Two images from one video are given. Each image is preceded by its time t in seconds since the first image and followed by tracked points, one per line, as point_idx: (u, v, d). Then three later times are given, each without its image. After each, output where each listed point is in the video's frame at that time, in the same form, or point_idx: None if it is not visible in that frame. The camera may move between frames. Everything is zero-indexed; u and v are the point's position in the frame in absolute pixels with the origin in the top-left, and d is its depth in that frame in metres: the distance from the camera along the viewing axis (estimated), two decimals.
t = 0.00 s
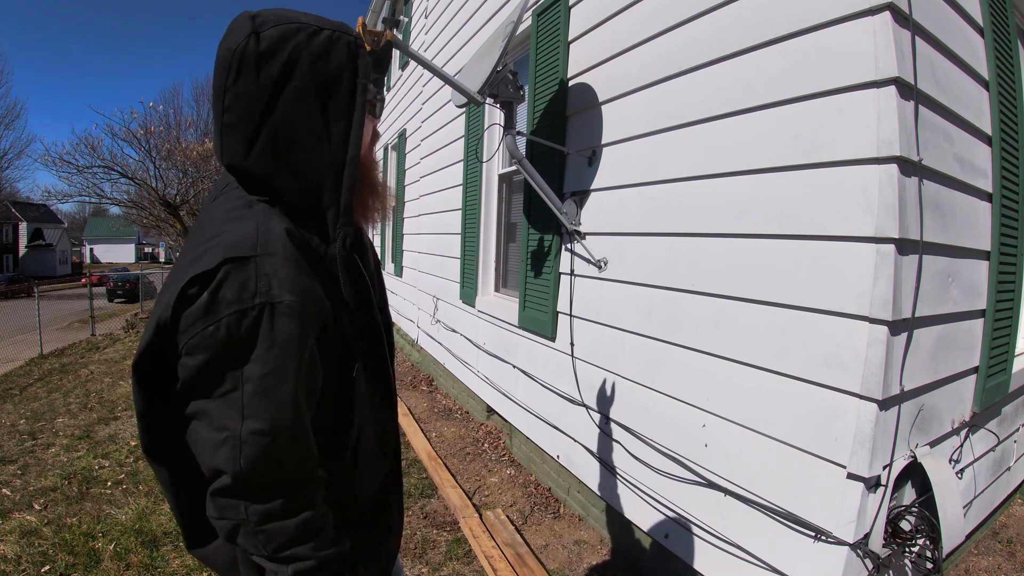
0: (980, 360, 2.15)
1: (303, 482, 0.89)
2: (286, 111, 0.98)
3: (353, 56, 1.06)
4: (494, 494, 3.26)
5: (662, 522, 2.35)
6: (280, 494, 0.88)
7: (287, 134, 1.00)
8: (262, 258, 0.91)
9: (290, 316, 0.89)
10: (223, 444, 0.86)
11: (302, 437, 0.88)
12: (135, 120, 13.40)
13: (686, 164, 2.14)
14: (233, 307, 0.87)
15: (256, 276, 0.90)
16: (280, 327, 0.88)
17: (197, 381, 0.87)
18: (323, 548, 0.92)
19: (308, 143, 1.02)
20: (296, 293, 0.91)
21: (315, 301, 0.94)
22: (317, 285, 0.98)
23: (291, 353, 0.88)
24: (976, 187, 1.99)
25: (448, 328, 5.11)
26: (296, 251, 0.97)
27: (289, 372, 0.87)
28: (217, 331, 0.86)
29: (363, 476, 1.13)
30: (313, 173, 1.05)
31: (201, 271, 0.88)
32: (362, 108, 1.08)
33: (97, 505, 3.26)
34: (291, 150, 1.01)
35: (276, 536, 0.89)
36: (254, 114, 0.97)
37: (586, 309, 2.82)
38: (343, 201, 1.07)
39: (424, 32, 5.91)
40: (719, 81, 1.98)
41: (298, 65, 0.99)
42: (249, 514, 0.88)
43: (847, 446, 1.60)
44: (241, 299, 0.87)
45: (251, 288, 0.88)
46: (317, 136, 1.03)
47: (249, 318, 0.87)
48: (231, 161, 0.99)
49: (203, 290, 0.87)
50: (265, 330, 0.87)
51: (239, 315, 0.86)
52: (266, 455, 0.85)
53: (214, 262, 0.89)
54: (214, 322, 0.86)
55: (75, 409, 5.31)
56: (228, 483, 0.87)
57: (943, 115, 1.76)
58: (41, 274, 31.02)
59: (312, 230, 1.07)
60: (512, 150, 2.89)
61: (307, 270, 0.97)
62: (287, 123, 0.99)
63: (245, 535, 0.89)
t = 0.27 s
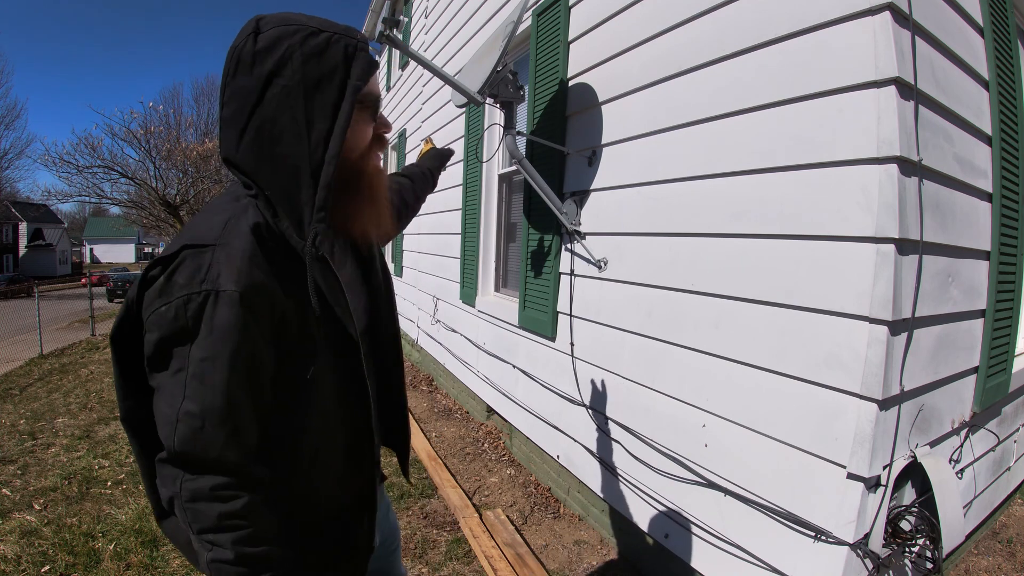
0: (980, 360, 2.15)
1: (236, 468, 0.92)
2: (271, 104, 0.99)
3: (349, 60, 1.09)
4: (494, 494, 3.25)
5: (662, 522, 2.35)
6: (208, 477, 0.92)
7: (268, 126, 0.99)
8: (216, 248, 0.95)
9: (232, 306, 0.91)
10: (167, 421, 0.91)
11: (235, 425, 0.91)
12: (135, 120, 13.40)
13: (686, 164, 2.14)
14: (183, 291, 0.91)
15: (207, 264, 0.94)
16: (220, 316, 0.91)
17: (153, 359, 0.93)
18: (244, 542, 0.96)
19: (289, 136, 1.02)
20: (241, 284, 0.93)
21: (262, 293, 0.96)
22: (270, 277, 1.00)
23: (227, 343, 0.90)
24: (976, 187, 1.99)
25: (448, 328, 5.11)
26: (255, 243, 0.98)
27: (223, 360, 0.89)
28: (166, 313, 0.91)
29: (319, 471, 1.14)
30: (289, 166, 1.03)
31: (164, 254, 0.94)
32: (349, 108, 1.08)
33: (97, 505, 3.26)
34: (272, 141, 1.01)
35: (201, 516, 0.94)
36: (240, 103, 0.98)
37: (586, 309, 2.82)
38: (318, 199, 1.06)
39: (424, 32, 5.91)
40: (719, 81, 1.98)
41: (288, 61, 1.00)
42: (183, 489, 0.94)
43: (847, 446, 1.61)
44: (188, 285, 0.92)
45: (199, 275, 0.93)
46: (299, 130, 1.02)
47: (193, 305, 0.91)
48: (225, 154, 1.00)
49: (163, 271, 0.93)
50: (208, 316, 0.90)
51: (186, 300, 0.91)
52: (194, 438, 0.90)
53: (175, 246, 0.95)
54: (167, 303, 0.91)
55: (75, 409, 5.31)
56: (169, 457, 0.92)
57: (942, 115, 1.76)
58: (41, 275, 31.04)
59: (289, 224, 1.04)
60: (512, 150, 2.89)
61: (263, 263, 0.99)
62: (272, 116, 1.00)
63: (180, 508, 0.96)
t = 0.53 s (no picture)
0: (980, 360, 2.15)
1: (202, 441, 0.92)
2: (271, 99, 1.05)
3: (341, 55, 1.08)
4: (494, 494, 3.25)
5: (662, 522, 2.35)
6: (176, 443, 0.92)
7: (267, 118, 1.06)
8: (203, 227, 0.99)
9: (205, 281, 0.92)
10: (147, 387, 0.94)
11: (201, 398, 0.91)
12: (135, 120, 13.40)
13: (686, 164, 2.14)
14: (168, 266, 0.95)
15: (191, 241, 0.97)
16: (194, 291, 0.92)
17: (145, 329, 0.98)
18: (205, 510, 0.92)
19: (283, 126, 1.06)
20: (218, 262, 0.94)
21: (237, 274, 0.97)
22: (251, 261, 1.00)
23: (196, 315, 0.90)
24: (976, 187, 1.99)
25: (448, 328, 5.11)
26: (238, 228, 1.00)
27: (191, 331, 0.90)
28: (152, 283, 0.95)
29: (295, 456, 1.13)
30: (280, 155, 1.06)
31: (164, 233, 1.01)
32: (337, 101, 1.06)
33: (97, 505, 3.26)
34: (271, 133, 1.06)
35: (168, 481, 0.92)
36: (249, 101, 1.07)
37: (586, 309, 2.82)
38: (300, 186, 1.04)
39: (424, 32, 5.91)
40: (719, 81, 1.98)
41: (286, 58, 1.05)
42: (154, 452, 0.94)
43: (847, 446, 1.60)
44: (172, 258, 0.95)
45: (182, 251, 0.96)
46: (290, 120, 1.05)
47: (173, 278, 0.94)
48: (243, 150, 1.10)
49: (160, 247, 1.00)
50: (185, 290, 0.92)
51: (169, 274, 0.94)
52: (166, 402, 0.90)
53: (172, 225, 1.01)
54: (156, 275, 0.95)
55: (75, 409, 5.31)
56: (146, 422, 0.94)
57: (943, 115, 1.76)
58: (42, 275, 31.05)
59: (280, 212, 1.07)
60: (512, 150, 2.89)
61: (244, 245, 0.99)
62: (271, 110, 1.05)
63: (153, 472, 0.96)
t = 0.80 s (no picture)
0: (980, 360, 2.15)
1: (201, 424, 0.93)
2: (282, 99, 1.08)
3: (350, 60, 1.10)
4: (494, 494, 3.25)
5: (662, 522, 2.35)
6: (179, 426, 0.93)
7: (278, 116, 1.08)
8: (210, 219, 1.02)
9: (203, 267, 0.93)
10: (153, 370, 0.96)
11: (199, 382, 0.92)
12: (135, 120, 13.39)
13: (686, 164, 2.14)
14: (173, 253, 0.98)
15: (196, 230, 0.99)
16: (193, 276, 0.93)
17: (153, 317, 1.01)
18: (206, 493, 0.93)
19: (288, 124, 1.07)
20: (217, 249, 0.96)
21: (235, 261, 0.97)
22: (250, 252, 1.01)
23: (193, 298, 0.91)
24: (976, 187, 1.99)
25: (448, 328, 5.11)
26: (240, 220, 1.02)
27: (188, 313, 0.90)
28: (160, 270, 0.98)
29: (292, 454, 1.07)
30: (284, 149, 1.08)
31: (174, 225, 1.04)
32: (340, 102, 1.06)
33: (97, 505, 3.26)
34: (279, 131, 1.09)
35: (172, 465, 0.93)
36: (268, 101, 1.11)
37: (586, 309, 2.82)
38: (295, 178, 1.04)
39: (424, 33, 5.91)
40: (719, 81, 1.98)
41: (301, 60, 1.09)
42: (157, 437, 0.95)
43: (847, 446, 1.61)
44: (178, 247, 0.98)
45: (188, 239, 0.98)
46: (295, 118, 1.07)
47: (177, 264, 0.96)
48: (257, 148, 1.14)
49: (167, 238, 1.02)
50: (186, 276, 0.94)
51: (173, 260, 0.96)
52: (167, 386, 0.92)
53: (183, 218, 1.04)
54: (163, 262, 0.98)
55: (75, 409, 5.31)
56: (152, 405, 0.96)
57: (943, 115, 1.76)
58: (42, 275, 31.06)
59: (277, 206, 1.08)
60: (512, 150, 2.89)
61: (243, 236, 1.00)
62: (281, 108, 1.08)
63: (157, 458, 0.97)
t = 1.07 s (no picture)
0: (980, 360, 2.15)
1: (201, 426, 0.93)
2: (280, 99, 1.08)
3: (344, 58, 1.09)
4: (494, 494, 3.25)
5: (662, 522, 2.35)
6: (178, 428, 0.93)
7: (276, 117, 1.08)
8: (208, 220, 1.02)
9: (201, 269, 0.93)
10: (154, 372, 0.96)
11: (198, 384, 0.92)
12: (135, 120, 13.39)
13: (686, 164, 2.14)
14: (172, 255, 0.98)
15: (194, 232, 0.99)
16: (191, 278, 0.93)
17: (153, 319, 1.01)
18: (206, 496, 0.93)
19: (284, 125, 1.07)
20: (214, 251, 0.96)
21: (232, 264, 0.97)
22: (247, 254, 1.00)
23: (191, 301, 0.91)
24: (976, 187, 1.99)
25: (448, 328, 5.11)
26: (237, 221, 1.02)
27: (186, 315, 0.91)
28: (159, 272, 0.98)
29: (291, 456, 1.06)
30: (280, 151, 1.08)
31: (173, 226, 1.04)
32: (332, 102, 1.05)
33: (97, 505, 3.26)
34: (276, 131, 1.10)
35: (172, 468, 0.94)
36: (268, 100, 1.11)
37: (586, 309, 2.82)
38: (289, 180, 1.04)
39: (424, 32, 5.90)
40: (719, 81, 1.98)
41: (299, 60, 1.09)
42: (158, 439, 0.96)
43: (847, 446, 1.60)
44: (177, 248, 0.98)
45: (187, 241, 0.99)
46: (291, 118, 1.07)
47: (175, 266, 0.96)
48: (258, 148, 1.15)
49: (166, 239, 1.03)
50: (184, 278, 0.94)
51: (172, 263, 0.96)
52: (167, 388, 0.92)
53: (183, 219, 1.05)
54: (162, 264, 0.98)
55: (75, 409, 5.31)
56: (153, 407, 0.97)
57: (943, 115, 1.76)
58: (42, 275, 31.07)
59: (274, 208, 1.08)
60: (512, 150, 2.89)
61: (240, 237, 1.00)
62: (279, 109, 1.08)
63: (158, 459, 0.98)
